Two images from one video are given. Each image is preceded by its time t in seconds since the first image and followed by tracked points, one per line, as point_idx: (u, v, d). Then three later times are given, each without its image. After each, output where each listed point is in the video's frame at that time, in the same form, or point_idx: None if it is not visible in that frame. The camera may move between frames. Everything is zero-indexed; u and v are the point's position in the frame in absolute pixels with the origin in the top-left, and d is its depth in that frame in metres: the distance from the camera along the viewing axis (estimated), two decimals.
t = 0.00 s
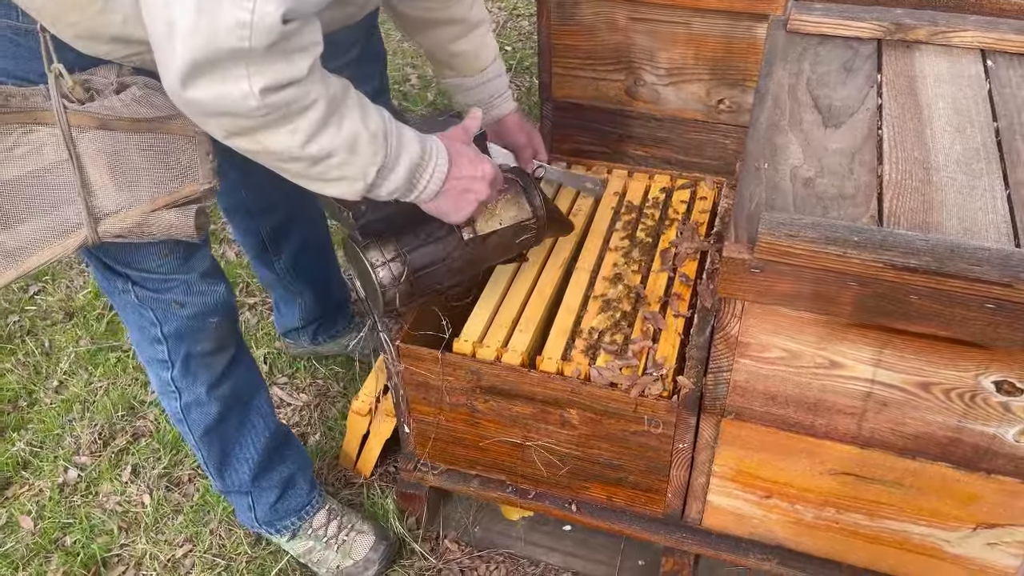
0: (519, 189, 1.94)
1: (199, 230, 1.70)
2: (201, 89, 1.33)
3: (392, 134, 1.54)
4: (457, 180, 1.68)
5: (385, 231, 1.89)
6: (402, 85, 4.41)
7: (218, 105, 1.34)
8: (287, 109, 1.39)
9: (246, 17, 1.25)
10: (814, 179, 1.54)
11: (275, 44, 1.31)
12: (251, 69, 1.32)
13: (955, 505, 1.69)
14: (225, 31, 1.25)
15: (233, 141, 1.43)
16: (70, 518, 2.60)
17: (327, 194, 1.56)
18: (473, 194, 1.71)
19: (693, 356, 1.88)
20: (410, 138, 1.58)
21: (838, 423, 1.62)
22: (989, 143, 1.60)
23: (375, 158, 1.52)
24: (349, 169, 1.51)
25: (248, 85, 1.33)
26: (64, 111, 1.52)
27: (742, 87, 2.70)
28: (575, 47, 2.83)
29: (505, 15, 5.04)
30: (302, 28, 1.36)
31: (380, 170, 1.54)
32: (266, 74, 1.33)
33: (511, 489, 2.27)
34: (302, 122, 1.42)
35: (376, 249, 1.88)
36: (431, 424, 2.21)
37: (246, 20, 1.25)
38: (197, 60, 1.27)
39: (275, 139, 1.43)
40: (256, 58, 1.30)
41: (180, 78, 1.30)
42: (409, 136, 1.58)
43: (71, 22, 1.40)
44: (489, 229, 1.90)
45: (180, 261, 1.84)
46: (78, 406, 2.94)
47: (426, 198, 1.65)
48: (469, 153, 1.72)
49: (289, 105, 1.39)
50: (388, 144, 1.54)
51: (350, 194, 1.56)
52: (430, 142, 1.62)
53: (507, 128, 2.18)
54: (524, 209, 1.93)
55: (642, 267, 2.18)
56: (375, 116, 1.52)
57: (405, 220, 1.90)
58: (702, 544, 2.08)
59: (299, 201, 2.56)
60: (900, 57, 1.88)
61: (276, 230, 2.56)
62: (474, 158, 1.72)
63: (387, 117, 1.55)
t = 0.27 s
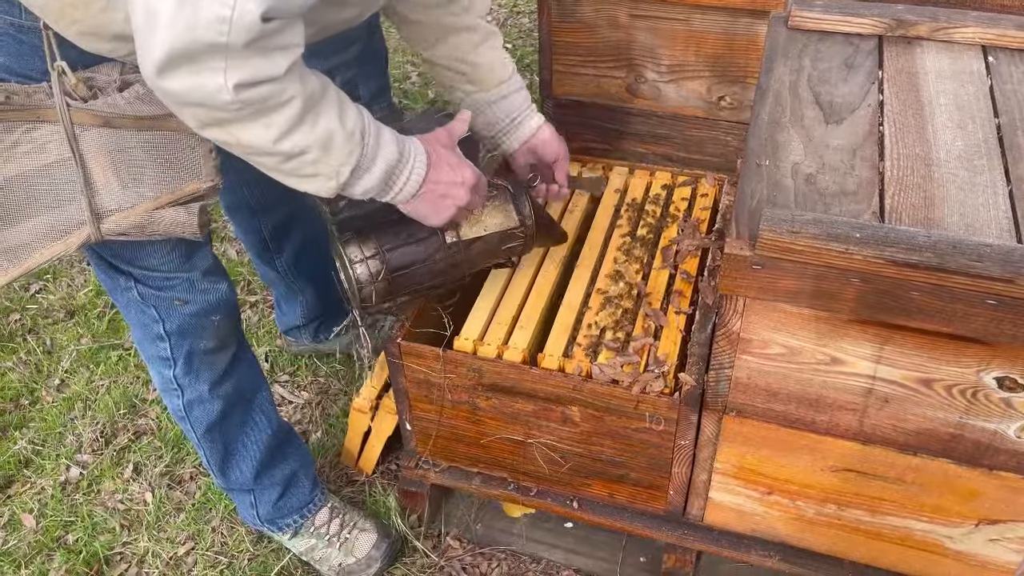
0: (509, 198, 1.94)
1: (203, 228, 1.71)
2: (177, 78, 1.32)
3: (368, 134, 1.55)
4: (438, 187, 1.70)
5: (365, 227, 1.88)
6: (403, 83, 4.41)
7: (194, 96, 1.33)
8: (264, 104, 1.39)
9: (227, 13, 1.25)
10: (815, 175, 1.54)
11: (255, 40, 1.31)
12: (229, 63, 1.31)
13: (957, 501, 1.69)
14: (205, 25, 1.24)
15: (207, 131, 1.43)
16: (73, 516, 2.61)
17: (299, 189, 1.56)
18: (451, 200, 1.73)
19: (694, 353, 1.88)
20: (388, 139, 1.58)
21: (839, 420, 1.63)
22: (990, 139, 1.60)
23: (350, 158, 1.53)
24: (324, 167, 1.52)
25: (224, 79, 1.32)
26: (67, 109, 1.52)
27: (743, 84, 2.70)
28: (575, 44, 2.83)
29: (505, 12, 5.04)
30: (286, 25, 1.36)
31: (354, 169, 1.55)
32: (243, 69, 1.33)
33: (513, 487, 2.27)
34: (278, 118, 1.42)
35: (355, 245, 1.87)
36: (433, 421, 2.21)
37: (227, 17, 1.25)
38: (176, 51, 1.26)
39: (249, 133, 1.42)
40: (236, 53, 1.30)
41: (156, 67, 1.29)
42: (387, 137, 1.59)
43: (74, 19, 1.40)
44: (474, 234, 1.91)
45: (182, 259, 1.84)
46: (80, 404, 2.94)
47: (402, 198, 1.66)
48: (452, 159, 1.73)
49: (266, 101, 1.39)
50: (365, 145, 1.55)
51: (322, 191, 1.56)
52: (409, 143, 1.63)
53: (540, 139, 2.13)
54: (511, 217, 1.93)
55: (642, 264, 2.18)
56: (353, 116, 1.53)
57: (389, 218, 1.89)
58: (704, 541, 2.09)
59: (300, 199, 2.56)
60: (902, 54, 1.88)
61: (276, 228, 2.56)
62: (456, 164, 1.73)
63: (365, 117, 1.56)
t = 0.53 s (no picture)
0: (504, 215, 1.95)
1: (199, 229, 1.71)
2: (157, 80, 1.31)
3: (352, 143, 1.55)
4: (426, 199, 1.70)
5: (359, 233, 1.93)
6: (402, 82, 4.42)
7: (173, 98, 1.33)
8: (244, 108, 1.38)
9: (206, 17, 1.24)
10: (812, 174, 1.54)
11: (236, 45, 1.30)
12: (209, 67, 1.30)
13: (954, 498, 1.70)
14: (184, 28, 1.24)
15: (187, 134, 1.42)
16: (73, 515, 2.61)
17: (280, 194, 1.56)
18: (438, 211, 1.73)
19: (692, 351, 1.88)
20: (372, 147, 1.58)
21: (837, 417, 1.63)
22: (987, 137, 1.60)
23: (331, 165, 1.52)
24: (305, 174, 1.51)
25: (203, 82, 1.31)
26: (63, 111, 1.52)
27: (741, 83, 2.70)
28: (574, 43, 2.83)
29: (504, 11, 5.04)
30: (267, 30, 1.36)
31: (336, 177, 1.54)
32: (223, 73, 1.32)
33: (512, 485, 2.28)
34: (259, 123, 1.41)
35: (344, 253, 1.90)
36: (432, 420, 2.21)
37: (207, 20, 1.25)
38: (155, 52, 1.26)
39: (229, 137, 1.42)
40: (215, 57, 1.30)
41: (135, 67, 1.28)
42: (372, 145, 1.58)
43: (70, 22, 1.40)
44: (464, 248, 1.92)
45: (180, 259, 1.85)
46: (80, 404, 2.95)
47: (387, 207, 1.65)
48: (440, 170, 1.74)
49: (246, 105, 1.38)
50: (348, 153, 1.54)
51: (303, 197, 1.55)
52: (395, 153, 1.62)
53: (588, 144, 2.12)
54: (504, 234, 1.94)
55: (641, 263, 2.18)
56: (337, 124, 1.52)
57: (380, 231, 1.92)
58: (702, 539, 2.09)
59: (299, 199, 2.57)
60: (899, 52, 1.88)
61: (274, 228, 2.56)
62: (444, 176, 1.73)
63: (350, 125, 1.56)
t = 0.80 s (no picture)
0: (497, 237, 1.93)
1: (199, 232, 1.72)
2: (138, 83, 1.31)
3: (334, 153, 1.54)
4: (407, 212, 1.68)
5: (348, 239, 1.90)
6: (401, 83, 4.43)
7: (153, 102, 1.33)
8: (224, 115, 1.38)
9: (187, 25, 1.25)
10: (810, 174, 1.54)
11: (217, 53, 1.31)
12: (190, 73, 1.31)
13: (954, 497, 1.70)
14: (165, 34, 1.25)
15: (167, 137, 1.42)
16: (73, 518, 2.62)
17: (260, 201, 1.55)
18: (421, 225, 1.71)
19: (691, 351, 1.88)
20: (355, 158, 1.58)
21: (836, 417, 1.63)
22: (985, 136, 1.60)
23: (311, 175, 1.51)
24: (285, 183, 1.51)
25: (184, 88, 1.32)
26: (63, 115, 1.52)
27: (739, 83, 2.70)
28: (572, 43, 2.83)
29: (503, 12, 5.04)
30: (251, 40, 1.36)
31: (317, 187, 1.54)
32: (203, 80, 1.32)
33: (512, 486, 2.28)
34: (238, 130, 1.41)
35: (332, 264, 1.86)
36: (431, 421, 2.21)
37: (188, 28, 1.25)
38: (135, 57, 1.26)
39: (209, 143, 1.42)
40: (196, 64, 1.30)
41: (117, 70, 1.29)
42: (354, 156, 1.58)
43: (69, 29, 1.40)
44: (453, 266, 1.89)
45: (180, 262, 1.85)
46: (80, 407, 2.95)
47: (369, 218, 1.64)
48: (427, 185, 1.71)
49: (225, 112, 1.38)
50: (330, 163, 1.54)
51: (283, 205, 1.55)
52: (380, 165, 1.62)
53: (524, 133, 2.21)
54: (496, 256, 1.91)
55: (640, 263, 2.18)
56: (319, 134, 1.52)
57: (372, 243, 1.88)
58: (702, 538, 2.09)
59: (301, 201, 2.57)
60: (896, 52, 1.88)
61: (275, 230, 2.57)
62: (430, 190, 1.71)
63: (333, 136, 1.56)
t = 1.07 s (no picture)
0: (512, 240, 1.91)
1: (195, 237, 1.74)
2: (158, 109, 1.33)
3: (354, 167, 1.54)
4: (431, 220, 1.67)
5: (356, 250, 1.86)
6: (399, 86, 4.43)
7: (173, 127, 1.35)
8: (243, 136, 1.40)
9: (203, 50, 1.25)
10: (806, 174, 1.55)
11: (233, 75, 1.31)
12: (209, 96, 1.32)
13: (951, 496, 1.70)
14: (182, 60, 1.25)
15: (190, 160, 1.44)
16: (73, 521, 2.62)
17: (283, 217, 1.57)
18: (442, 234, 1.70)
19: (689, 351, 1.89)
20: (375, 171, 1.57)
21: (834, 416, 1.64)
22: (980, 136, 1.61)
23: (333, 191, 1.52)
24: (307, 199, 1.52)
25: (203, 111, 1.33)
26: (59, 121, 1.53)
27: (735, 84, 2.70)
28: (569, 45, 2.84)
29: (500, 14, 5.05)
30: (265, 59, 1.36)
31: (338, 201, 1.55)
32: (222, 102, 1.33)
33: (511, 487, 2.28)
34: (258, 150, 1.43)
35: (351, 277, 1.84)
36: (431, 423, 2.22)
37: (203, 52, 1.26)
38: (154, 84, 1.27)
39: (231, 163, 1.43)
40: (213, 88, 1.31)
41: (138, 98, 1.30)
42: (374, 169, 1.58)
43: (64, 38, 1.41)
44: (472, 271, 1.89)
45: (178, 266, 1.85)
46: (80, 410, 2.95)
47: (390, 230, 1.65)
48: (446, 195, 1.70)
49: (245, 133, 1.39)
50: (349, 178, 1.54)
51: (306, 221, 1.56)
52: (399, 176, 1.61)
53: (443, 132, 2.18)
54: (512, 259, 1.90)
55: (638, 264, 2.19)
56: (338, 149, 1.52)
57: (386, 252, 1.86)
58: (702, 538, 2.10)
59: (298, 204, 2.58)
60: (892, 52, 1.89)
61: (273, 233, 2.57)
62: (449, 200, 1.70)
63: (352, 149, 1.55)
